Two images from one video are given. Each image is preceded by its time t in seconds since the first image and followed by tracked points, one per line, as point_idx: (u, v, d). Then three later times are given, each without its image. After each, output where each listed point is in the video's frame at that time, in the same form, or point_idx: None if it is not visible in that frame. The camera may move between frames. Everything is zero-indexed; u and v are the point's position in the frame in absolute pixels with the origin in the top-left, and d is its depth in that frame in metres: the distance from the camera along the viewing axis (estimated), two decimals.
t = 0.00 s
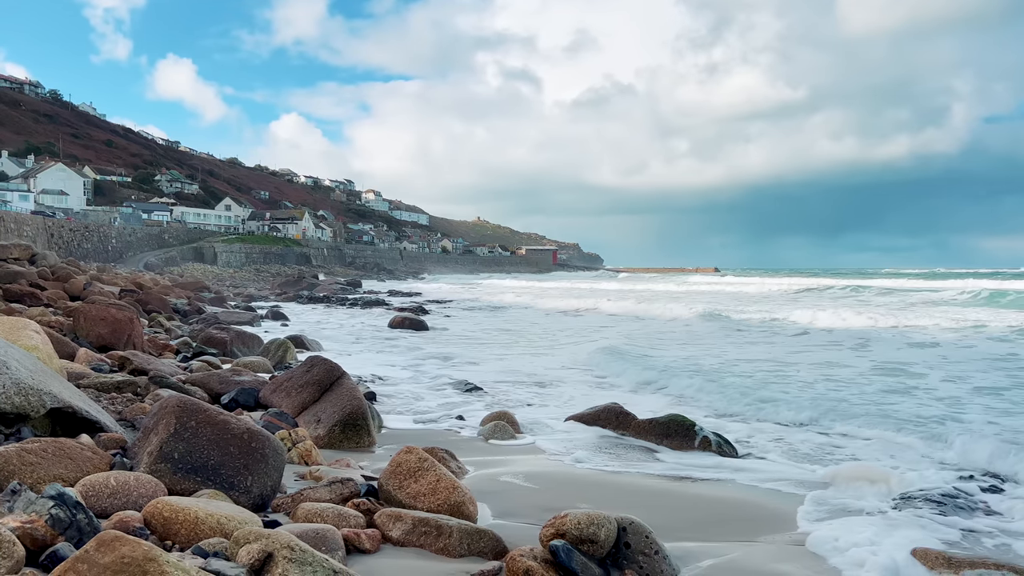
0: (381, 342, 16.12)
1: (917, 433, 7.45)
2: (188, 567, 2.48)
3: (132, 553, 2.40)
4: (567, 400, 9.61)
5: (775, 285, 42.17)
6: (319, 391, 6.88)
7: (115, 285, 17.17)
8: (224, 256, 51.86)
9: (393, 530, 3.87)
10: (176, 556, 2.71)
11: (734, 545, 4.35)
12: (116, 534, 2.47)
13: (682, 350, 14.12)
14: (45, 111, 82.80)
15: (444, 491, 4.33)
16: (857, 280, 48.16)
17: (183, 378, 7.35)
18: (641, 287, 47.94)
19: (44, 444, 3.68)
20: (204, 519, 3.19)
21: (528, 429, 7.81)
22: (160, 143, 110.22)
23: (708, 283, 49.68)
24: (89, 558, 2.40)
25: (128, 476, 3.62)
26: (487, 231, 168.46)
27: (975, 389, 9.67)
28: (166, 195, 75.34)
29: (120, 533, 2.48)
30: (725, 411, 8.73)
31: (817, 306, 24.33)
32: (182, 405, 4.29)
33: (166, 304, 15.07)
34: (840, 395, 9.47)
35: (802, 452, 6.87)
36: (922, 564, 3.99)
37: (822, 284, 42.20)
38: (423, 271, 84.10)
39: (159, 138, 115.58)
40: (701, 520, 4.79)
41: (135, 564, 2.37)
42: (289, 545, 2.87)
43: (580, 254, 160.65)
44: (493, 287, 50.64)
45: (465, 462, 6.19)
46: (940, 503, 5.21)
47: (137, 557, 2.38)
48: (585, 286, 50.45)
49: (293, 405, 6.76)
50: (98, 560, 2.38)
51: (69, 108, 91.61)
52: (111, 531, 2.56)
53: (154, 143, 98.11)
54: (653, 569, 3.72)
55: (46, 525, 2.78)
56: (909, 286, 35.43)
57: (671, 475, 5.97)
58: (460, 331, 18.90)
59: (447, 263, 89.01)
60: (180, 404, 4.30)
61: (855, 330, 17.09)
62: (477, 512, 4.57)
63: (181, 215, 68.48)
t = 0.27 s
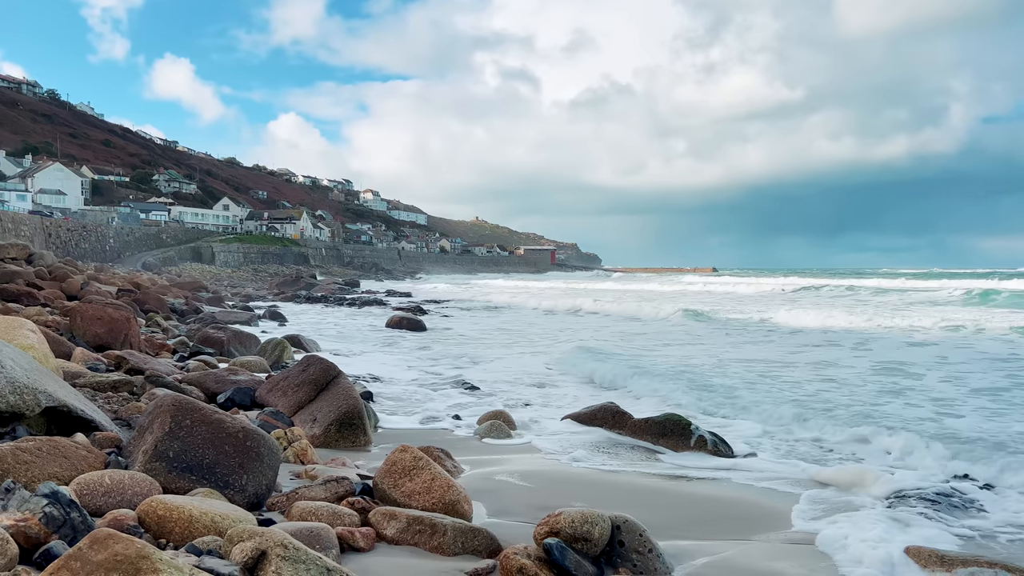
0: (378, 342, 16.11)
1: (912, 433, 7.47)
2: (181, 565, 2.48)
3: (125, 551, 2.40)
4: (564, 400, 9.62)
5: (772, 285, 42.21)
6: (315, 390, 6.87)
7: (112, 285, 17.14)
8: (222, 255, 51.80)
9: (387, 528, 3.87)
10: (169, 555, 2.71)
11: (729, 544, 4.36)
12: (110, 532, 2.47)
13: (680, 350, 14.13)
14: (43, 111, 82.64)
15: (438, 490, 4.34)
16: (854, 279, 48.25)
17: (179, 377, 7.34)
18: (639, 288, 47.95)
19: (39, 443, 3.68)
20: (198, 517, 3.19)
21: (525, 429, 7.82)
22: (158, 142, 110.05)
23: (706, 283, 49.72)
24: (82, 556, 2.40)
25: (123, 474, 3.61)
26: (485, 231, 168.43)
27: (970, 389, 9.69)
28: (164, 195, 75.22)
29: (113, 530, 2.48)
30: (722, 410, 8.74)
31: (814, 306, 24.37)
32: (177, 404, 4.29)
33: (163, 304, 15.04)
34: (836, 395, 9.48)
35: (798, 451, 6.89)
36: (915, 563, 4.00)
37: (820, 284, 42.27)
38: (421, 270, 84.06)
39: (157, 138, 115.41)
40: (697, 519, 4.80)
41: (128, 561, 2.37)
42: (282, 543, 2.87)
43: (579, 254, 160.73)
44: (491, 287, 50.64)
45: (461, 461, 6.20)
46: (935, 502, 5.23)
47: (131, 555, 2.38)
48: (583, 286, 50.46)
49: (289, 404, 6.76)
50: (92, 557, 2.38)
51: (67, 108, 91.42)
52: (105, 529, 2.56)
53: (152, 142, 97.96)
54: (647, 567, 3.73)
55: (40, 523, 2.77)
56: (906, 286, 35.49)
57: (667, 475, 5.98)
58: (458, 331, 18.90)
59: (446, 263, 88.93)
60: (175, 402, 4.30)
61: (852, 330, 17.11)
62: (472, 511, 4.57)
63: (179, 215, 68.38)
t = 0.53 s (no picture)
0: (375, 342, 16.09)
1: (906, 433, 7.50)
2: (175, 565, 2.47)
3: (118, 551, 2.39)
4: (560, 400, 9.63)
5: (768, 285, 42.32)
6: (310, 390, 6.86)
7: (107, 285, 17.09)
8: (218, 255, 51.66)
9: (382, 528, 3.87)
10: (163, 555, 2.71)
11: (723, 543, 4.37)
12: (103, 531, 2.47)
13: (676, 350, 14.15)
14: (38, 110, 82.32)
15: (433, 490, 4.34)
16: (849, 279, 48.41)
17: (174, 377, 7.33)
18: (635, 288, 48.01)
19: (33, 443, 3.67)
20: (192, 517, 3.19)
21: (521, 429, 7.82)
22: (154, 142, 109.72)
23: (702, 283, 49.82)
24: (75, 556, 2.40)
25: (117, 474, 3.61)
26: (481, 231, 168.38)
27: (964, 390, 9.73)
28: (160, 194, 74.98)
29: (107, 530, 2.48)
30: (717, 410, 8.76)
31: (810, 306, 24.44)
32: (171, 404, 4.28)
33: (159, 304, 15.00)
34: (831, 395, 9.51)
35: (792, 451, 6.91)
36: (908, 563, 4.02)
37: (815, 285, 42.40)
38: (418, 270, 83.98)
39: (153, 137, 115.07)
40: (692, 518, 4.80)
41: (121, 561, 2.36)
42: (276, 543, 2.86)
43: (575, 254, 160.85)
44: (487, 287, 50.63)
45: (456, 461, 6.20)
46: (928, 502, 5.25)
47: (124, 555, 2.38)
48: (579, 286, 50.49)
49: (284, 404, 6.75)
50: (85, 557, 2.38)
51: (62, 107, 91.05)
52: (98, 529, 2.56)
53: (147, 142, 97.64)
54: (642, 566, 3.73)
55: (33, 523, 2.76)
56: (901, 286, 35.61)
57: (662, 475, 5.99)
58: (454, 331, 18.89)
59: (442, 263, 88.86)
60: (169, 403, 4.29)
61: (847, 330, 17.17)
62: (467, 511, 4.58)
63: (175, 215, 68.18)
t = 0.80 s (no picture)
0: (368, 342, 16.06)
1: (897, 433, 7.55)
2: (168, 565, 2.46)
3: (110, 551, 2.38)
4: (553, 400, 9.64)
5: (761, 286, 42.47)
6: (303, 390, 6.85)
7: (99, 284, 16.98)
8: (211, 255, 51.43)
9: (375, 528, 3.87)
10: (155, 555, 2.70)
11: (715, 542, 4.39)
12: (95, 531, 2.46)
13: (669, 350, 14.18)
14: (29, 108, 81.75)
15: (426, 489, 4.34)
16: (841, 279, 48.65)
17: (166, 377, 7.30)
18: (629, 288, 48.10)
19: (24, 443, 3.65)
20: (184, 517, 3.18)
21: (515, 429, 7.83)
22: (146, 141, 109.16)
23: (694, 283, 49.95)
24: (67, 556, 2.39)
25: (109, 474, 3.59)
26: (475, 231, 168.28)
27: (955, 390, 9.80)
28: (152, 194, 74.60)
29: (99, 530, 2.47)
30: (710, 410, 8.78)
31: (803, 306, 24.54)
32: (164, 404, 4.27)
33: (151, 304, 14.92)
34: (823, 395, 9.56)
35: (785, 451, 6.94)
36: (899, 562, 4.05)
37: (808, 285, 42.58)
38: (412, 270, 83.84)
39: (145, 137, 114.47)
40: (684, 517, 4.82)
41: (113, 561, 2.35)
42: (269, 542, 2.86)
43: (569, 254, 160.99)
44: (481, 288, 50.61)
45: (450, 461, 6.20)
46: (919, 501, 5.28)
47: (116, 555, 2.37)
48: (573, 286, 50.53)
49: (277, 404, 6.73)
50: (77, 557, 2.37)
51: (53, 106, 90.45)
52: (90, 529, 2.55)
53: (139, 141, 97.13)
54: (635, 565, 3.74)
55: (24, 523, 2.75)
56: (893, 287, 35.80)
57: (655, 474, 6.00)
58: (448, 331, 18.88)
59: (436, 263, 88.73)
60: (162, 403, 4.27)
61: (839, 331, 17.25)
62: (460, 510, 4.58)
63: (168, 214, 67.85)
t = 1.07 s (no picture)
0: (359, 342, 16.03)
1: (883, 433, 7.63)
2: (156, 565, 2.46)
3: (99, 552, 2.37)
4: (544, 400, 9.66)
5: (750, 286, 42.74)
6: (293, 390, 6.83)
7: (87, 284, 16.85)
8: (200, 255, 51.10)
9: (365, 528, 3.87)
10: (144, 556, 2.69)
11: (704, 541, 4.42)
12: (83, 533, 2.45)
13: (659, 350, 14.25)
14: (15, 107, 80.85)
15: (416, 489, 4.34)
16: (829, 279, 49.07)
17: (155, 377, 7.25)
18: (619, 288, 48.27)
19: (11, 443, 3.62)
20: (173, 517, 3.17)
21: (505, 429, 7.84)
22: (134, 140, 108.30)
23: (684, 283, 50.17)
24: (55, 557, 2.38)
25: (96, 475, 3.57)
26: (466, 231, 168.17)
27: (940, 390, 9.91)
28: (140, 193, 73.99)
29: (87, 531, 2.46)
30: (699, 410, 8.84)
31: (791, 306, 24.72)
32: (152, 404, 4.24)
33: (139, 304, 14.80)
34: (811, 395, 9.64)
35: (773, 450, 7.00)
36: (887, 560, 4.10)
37: (796, 285, 42.89)
38: (402, 270, 83.67)
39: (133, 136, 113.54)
40: (673, 516, 4.85)
41: (102, 562, 2.34)
42: (258, 543, 2.85)
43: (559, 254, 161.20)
44: (472, 287, 50.61)
45: (439, 460, 6.21)
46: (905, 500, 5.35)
47: (104, 556, 2.36)
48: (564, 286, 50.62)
49: (266, 404, 6.71)
50: (65, 557, 2.36)
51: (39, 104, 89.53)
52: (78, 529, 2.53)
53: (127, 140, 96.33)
54: (624, 564, 3.76)
55: (11, 524, 2.73)
56: (880, 287, 36.13)
57: (645, 473, 6.04)
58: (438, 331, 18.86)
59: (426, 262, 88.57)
60: (150, 403, 4.25)
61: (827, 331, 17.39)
62: (450, 510, 4.59)
63: (156, 214, 67.34)
